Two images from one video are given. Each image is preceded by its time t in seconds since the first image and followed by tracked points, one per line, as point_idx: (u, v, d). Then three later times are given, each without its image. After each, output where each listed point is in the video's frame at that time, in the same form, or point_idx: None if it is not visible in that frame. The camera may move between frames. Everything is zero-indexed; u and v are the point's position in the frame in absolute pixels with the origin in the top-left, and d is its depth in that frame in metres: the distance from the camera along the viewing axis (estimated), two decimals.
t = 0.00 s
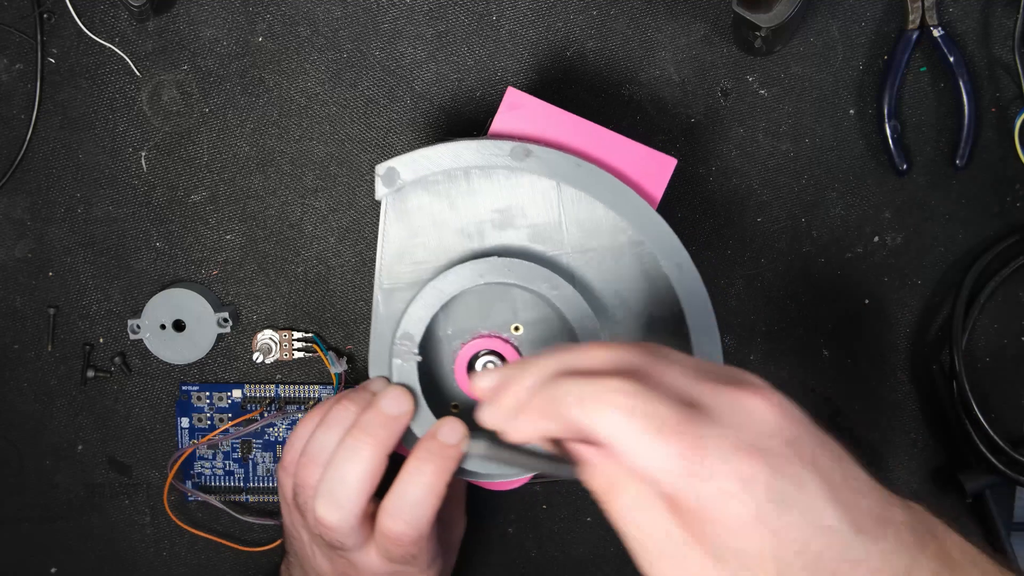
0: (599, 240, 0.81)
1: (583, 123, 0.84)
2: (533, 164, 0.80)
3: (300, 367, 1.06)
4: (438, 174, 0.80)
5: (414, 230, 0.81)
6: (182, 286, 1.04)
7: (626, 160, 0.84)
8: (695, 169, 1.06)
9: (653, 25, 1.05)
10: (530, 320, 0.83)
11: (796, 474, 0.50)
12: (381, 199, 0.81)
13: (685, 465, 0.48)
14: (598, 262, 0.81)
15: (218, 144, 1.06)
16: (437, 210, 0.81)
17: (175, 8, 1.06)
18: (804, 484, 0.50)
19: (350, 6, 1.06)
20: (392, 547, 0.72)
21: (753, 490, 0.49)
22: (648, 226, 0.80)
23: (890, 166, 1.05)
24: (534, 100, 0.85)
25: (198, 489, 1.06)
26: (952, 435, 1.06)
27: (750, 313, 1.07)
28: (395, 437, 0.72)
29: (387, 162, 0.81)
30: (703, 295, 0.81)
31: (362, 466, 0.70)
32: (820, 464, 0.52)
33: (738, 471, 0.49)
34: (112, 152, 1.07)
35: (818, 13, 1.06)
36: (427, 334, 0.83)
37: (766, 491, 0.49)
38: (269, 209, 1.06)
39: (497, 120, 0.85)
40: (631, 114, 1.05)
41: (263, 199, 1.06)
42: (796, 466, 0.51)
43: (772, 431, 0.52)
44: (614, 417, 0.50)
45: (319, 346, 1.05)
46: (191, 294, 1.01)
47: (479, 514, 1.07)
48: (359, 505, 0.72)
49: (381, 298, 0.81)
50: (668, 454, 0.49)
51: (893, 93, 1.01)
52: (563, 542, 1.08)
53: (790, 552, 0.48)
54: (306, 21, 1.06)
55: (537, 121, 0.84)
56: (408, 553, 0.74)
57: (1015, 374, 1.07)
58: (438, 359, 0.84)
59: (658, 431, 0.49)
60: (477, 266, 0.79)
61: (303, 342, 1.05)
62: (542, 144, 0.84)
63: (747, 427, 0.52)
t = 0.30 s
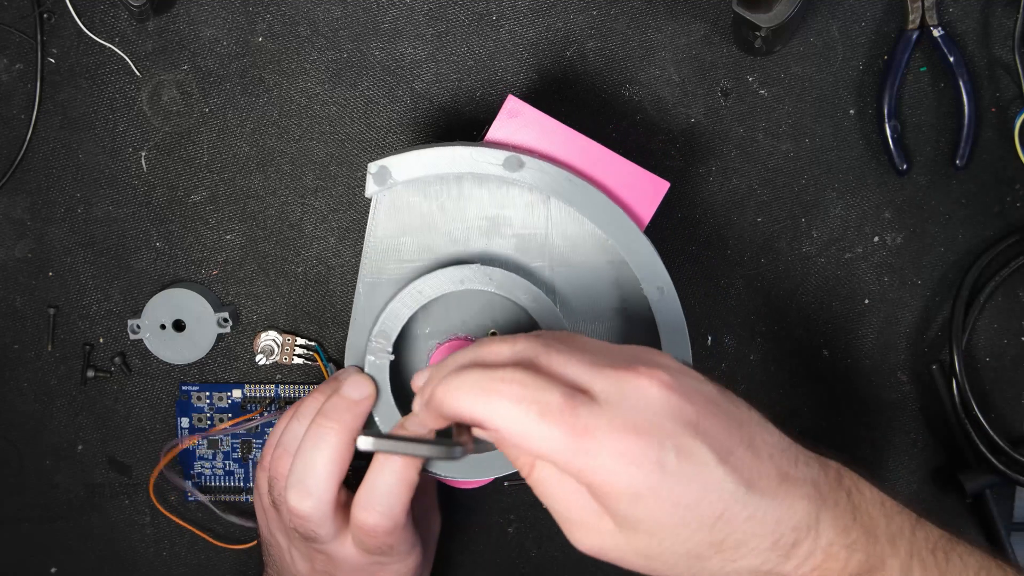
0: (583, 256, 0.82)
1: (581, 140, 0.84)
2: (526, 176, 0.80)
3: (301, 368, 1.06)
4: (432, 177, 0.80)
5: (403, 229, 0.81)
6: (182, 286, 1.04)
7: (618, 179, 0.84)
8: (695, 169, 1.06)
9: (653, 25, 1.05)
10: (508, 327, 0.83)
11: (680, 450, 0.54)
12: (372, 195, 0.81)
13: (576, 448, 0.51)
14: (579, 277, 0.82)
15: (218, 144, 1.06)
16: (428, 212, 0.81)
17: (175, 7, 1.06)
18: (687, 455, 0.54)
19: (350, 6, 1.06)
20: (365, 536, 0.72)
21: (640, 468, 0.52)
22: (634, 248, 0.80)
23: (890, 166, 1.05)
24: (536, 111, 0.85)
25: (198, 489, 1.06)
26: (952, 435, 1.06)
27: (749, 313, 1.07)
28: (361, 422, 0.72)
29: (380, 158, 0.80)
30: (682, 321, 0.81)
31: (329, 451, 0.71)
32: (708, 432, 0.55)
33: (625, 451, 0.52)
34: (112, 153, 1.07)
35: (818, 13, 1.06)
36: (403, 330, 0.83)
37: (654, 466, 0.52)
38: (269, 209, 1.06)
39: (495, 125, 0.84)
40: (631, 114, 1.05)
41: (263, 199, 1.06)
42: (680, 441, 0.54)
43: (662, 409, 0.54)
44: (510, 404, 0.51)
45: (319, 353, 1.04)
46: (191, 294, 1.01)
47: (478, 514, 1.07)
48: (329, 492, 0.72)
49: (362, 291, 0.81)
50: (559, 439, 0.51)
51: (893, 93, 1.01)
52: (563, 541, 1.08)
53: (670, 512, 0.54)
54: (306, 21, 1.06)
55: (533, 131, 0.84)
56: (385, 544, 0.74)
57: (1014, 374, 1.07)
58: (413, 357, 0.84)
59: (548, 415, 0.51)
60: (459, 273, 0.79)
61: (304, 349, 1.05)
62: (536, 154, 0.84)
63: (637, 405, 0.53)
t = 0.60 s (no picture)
0: (589, 262, 0.82)
1: (583, 142, 0.84)
2: (535, 179, 0.80)
3: (301, 368, 1.06)
4: (442, 179, 0.80)
5: (410, 228, 0.81)
6: (182, 286, 1.03)
7: (619, 180, 0.84)
8: (695, 169, 1.06)
9: (653, 25, 1.05)
10: (511, 330, 0.83)
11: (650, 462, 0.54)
12: (381, 194, 0.81)
13: (540, 462, 0.52)
14: (585, 282, 0.82)
15: (218, 144, 1.06)
16: (436, 212, 0.81)
17: (175, 7, 1.06)
18: (658, 467, 0.54)
19: (350, 6, 1.06)
20: (367, 535, 0.72)
21: (608, 481, 0.53)
22: (640, 256, 0.81)
23: (890, 166, 1.05)
24: (536, 112, 0.85)
25: (198, 489, 1.06)
26: (952, 435, 1.06)
27: (749, 313, 1.07)
28: (364, 420, 0.73)
29: (391, 158, 0.80)
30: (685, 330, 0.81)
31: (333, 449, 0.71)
32: (682, 440, 0.55)
33: (592, 465, 0.53)
34: (112, 153, 1.07)
35: (818, 13, 1.06)
36: (408, 330, 0.83)
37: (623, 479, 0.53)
38: (269, 209, 1.06)
39: (495, 127, 0.84)
40: (631, 114, 1.05)
41: (263, 199, 1.06)
42: (649, 453, 0.54)
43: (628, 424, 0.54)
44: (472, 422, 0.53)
45: (319, 353, 1.05)
46: (191, 294, 1.01)
47: (478, 514, 1.07)
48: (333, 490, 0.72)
49: (367, 289, 0.82)
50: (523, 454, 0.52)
51: (893, 94, 1.01)
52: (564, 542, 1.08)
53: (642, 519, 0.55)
54: (306, 21, 1.06)
55: (537, 132, 0.84)
56: (387, 542, 0.74)
57: (1014, 373, 1.07)
58: (416, 356, 0.84)
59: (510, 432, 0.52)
60: (466, 274, 0.79)
61: (304, 348, 1.05)
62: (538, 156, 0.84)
63: (604, 420, 0.53)
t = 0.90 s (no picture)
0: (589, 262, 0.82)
1: (583, 142, 0.84)
2: (536, 179, 0.80)
3: (301, 368, 1.06)
4: (443, 178, 0.80)
5: (411, 227, 0.81)
6: (182, 286, 1.04)
7: (620, 181, 0.84)
8: (695, 169, 1.06)
9: (653, 24, 1.05)
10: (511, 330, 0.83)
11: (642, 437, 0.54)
12: (382, 193, 0.81)
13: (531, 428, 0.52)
14: (586, 283, 0.82)
15: (218, 144, 1.06)
16: (437, 212, 0.81)
17: (175, 7, 1.06)
18: (648, 447, 0.54)
19: (350, 6, 1.06)
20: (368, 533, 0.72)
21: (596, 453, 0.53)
22: (642, 258, 0.81)
23: (890, 166, 1.05)
24: (536, 112, 0.85)
25: (198, 489, 1.06)
26: (952, 435, 1.06)
27: (749, 313, 1.07)
28: (366, 416, 0.74)
29: (392, 158, 0.81)
30: (684, 331, 0.81)
31: (334, 447, 0.72)
32: (675, 423, 0.56)
33: (585, 437, 0.52)
34: (112, 153, 1.07)
35: (818, 13, 1.06)
36: (408, 329, 0.83)
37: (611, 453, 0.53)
38: (269, 209, 1.06)
39: (496, 127, 0.84)
40: (631, 114, 1.05)
41: (263, 199, 1.06)
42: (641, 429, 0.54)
43: (626, 398, 0.53)
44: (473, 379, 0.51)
45: (319, 353, 1.05)
46: (191, 294, 1.01)
47: (478, 513, 1.07)
48: (336, 489, 0.73)
49: (368, 288, 0.82)
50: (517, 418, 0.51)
51: (893, 94, 1.01)
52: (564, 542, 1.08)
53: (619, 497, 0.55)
54: (306, 21, 1.06)
55: (537, 132, 0.84)
56: (386, 539, 0.74)
57: (1014, 373, 1.07)
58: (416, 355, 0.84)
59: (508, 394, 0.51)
60: (467, 274, 0.79)
61: (304, 348, 1.05)
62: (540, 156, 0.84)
63: (604, 391, 0.53)
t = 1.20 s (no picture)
0: (588, 259, 0.81)
1: (583, 140, 0.84)
2: (533, 176, 0.80)
3: (301, 368, 1.06)
4: (440, 176, 0.81)
5: (409, 225, 0.81)
6: (182, 286, 1.04)
7: (619, 179, 0.84)
8: (695, 169, 1.06)
9: (653, 24, 1.05)
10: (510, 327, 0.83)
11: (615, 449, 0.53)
12: (379, 192, 0.81)
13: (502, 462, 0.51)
14: (584, 278, 0.82)
15: (218, 144, 1.06)
16: (434, 210, 0.81)
17: (175, 7, 1.06)
18: (621, 452, 0.53)
19: (350, 6, 1.06)
20: (364, 534, 0.72)
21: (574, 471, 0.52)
22: (640, 253, 0.81)
23: (890, 166, 1.05)
24: (535, 110, 0.85)
25: (198, 489, 1.06)
26: (952, 435, 1.06)
27: (749, 313, 1.07)
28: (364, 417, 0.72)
29: (389, 157, 0.81)
30: (683, 327, 0.81)
31: (332, 450, 0.71)
32: (643, 424, 0.55)
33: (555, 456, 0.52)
34: (112, 153, 1.07)
35: (818, 13, 1.06)
36: (407, 328, 0.83)
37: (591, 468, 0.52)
38: (269, 209, 1.06)
39: (495, 127, 0.84)
40: (631, 114, 1.05)
41: (263, 199, 1.06)
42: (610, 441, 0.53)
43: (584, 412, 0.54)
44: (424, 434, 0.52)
45: (319, 353, 1.05)
46: (191, 294, 1.01)
47: (478, 513, 1.07)
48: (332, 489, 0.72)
49: (366, 287, 0.82)
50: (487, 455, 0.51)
51: (893, 94, 1.02)
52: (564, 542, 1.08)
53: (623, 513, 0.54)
54: (306, 21, 1.06)
55: (536, 130, 0.84)
56: (382, 541, 0.74)
57: (1014, 373, 1.07)
58: (415, 353, 0.85)
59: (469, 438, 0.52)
60: (465, 271, 0.79)
61: (304, 348, 1.05)
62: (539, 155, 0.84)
63: (558, 409, 0.54)
